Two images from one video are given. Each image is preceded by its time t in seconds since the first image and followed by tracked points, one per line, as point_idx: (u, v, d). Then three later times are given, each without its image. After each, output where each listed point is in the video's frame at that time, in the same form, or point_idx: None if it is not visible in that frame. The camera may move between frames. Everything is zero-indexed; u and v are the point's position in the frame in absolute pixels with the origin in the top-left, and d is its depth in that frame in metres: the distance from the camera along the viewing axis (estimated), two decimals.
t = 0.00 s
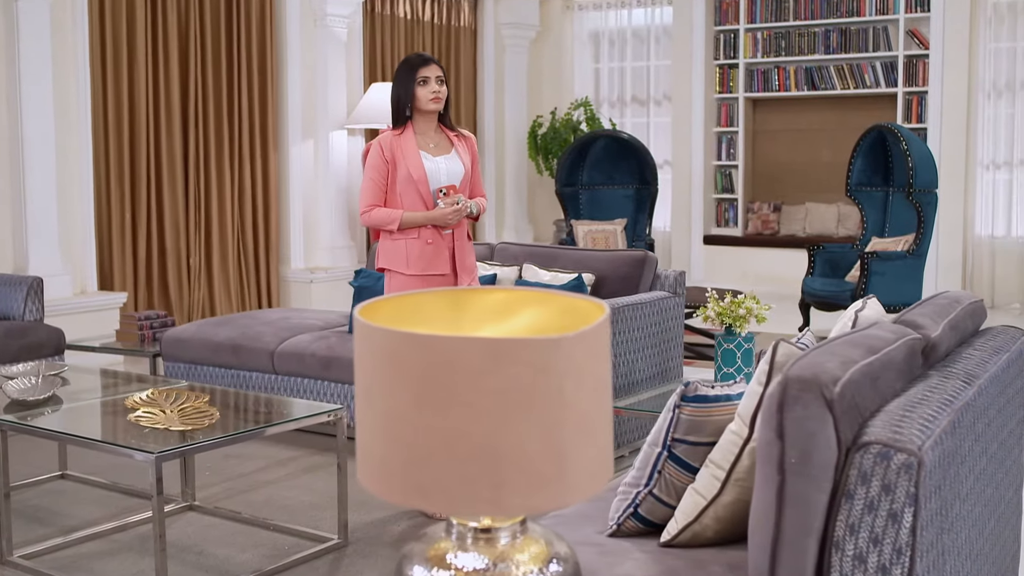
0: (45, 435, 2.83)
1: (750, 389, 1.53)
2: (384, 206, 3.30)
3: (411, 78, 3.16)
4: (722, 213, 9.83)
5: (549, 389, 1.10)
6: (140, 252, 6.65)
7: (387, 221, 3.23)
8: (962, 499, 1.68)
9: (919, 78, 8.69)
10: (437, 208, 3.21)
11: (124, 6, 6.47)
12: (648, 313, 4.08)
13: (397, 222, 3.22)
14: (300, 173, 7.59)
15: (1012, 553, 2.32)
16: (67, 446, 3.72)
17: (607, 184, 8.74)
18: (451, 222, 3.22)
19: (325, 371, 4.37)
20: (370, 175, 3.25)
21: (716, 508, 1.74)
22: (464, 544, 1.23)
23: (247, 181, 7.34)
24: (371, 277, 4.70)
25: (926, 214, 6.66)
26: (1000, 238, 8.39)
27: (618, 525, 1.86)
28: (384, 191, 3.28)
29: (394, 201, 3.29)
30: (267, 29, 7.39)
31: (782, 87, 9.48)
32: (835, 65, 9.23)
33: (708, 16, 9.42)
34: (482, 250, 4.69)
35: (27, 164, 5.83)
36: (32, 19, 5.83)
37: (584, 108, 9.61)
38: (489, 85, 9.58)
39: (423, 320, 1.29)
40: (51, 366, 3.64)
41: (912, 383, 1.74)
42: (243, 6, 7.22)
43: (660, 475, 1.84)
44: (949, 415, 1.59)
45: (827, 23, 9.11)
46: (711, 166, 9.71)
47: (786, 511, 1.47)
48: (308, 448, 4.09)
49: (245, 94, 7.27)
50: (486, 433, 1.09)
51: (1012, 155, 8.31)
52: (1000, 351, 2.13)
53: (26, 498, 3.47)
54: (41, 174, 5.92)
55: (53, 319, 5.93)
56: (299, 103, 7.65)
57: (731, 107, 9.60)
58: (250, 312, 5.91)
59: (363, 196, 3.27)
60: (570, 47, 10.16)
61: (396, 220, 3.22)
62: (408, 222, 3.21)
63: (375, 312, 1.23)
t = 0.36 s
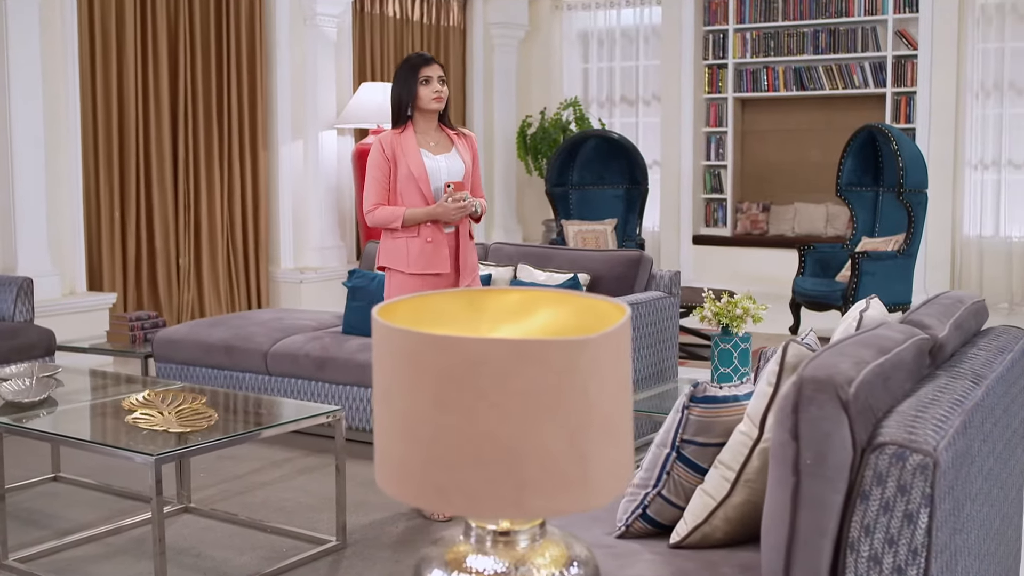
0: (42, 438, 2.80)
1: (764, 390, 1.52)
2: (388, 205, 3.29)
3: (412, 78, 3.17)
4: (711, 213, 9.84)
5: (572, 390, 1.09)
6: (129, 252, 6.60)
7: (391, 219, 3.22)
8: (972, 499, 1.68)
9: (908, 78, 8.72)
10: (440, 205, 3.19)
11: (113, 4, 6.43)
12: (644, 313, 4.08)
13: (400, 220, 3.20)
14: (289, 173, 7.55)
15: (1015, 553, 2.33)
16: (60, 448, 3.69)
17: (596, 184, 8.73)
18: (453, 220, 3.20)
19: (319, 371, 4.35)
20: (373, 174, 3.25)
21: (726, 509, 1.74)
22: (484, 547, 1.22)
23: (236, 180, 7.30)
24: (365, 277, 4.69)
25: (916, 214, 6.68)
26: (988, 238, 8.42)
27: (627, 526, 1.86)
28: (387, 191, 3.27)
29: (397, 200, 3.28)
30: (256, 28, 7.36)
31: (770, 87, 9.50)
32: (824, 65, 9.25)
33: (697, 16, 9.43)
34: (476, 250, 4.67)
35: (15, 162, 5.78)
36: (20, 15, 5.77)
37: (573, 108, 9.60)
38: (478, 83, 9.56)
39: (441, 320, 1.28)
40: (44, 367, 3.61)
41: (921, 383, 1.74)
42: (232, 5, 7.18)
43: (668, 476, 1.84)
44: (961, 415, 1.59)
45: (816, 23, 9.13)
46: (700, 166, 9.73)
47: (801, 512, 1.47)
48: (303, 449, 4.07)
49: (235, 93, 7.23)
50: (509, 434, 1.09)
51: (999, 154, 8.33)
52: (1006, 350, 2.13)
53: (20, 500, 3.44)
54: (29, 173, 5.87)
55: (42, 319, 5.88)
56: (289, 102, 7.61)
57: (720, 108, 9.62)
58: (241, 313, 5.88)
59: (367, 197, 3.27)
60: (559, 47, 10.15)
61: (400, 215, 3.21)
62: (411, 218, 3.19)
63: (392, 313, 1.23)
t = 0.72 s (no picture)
0: (34, 441, 2.78)
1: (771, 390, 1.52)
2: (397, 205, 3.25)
3: (411, 75, 3.17)
4: (696, 213, 9.87)
5: (590, 391, 1.09)
6: (114, 252, 6.56)
7: (401, 230, 3.21)
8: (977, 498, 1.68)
9: (892, 79, 8.77)
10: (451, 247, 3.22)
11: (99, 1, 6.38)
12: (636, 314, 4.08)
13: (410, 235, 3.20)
14: (275, 172, 7.52)
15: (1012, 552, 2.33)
16: (48, 450, 3.66)
17: (583, 184, 8.72)
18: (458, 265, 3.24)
19: (309, 372, 4.33)
20: (381, 174, 3.22)
21: (731, 509, 1.74)
22: (497, 550, 1.21)
23: (221, 180, 7.26)
24: (355, 278, 4.67)
25: (902, 214, 6.71)
26: (971, 237, 8.47)
27: (630, 528, 1.86)
28: (395, 187, 3.23)
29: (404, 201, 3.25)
30: (242, 26, 7.32)
31: (755, 88, 9.53)
32: (809, 65, 9.28)
33: (683, 16, 9.45)
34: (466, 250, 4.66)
35: None
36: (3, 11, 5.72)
37: (558, 109, 9.59)
38: (463, 82, 9.55)
39: (453, 321, 1.27)
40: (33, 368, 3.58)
41: (925, 382, 1.75)
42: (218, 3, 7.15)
43: (672, 477, 1.84)
44: (967, 414, 1.59)
45: (801, 23, 9.17)
46: (685, 166, 9.75)
47: (811, 513, 1.46)
48: (292, 451, 4.05)
49: (221, 94, 7.19)
50: (527, 436, 1.08)
51: (983, 155, 8.38)
52: (1004, 349, 2.14)
53: (8, 503, 3.41)
54: (14, 172, 5.82)
55: (27, 320, 5.83)
56: (275, 101, 7.58)
57: (706, 108, 9.64)
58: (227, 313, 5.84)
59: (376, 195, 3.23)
60: (545, 47, 10.15)
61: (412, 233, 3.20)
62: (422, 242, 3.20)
63: (403, 315, 1.22)
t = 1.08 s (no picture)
0: (27, 443, 2.75)
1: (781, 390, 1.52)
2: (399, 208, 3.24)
3: (416, 72, 3.19)
4: (683, 213, 9.89)
5: (610, 393, 1.08)
6: (100, 253, 6.51)
7: (402, 237, 3.20)
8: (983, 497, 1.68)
9: (878, 79, 8.81)
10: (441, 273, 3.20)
11: None
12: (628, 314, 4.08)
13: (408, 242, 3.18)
14: (262, 172, 7.49)
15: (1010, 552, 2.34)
16: (38, 452, 3.62)
17: (570, 184, 8.70)
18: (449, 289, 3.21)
19: (301, 373, 4.31)
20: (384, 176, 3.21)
21: (736, 510, 1.73)
22: (511, 553, 1.21)
23: (208, 179, 7.22)
24: (345, 279, 4.65)
25: (889, 214, 6.74)
26: (956, 237, 8.51)
27: (634, 529, 1.86)
28: (397, 190, 3.22)
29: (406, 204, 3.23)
30: (228, 26, 7.29)
31: (741, 88, 9.56)
32: (795, 66, 9.31)
33: (668, 16, 9.47)
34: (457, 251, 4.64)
35: None
36: None
37: (544, 109, 9.59)
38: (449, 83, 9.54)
39: (466, 320, 1.26)
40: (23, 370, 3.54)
41: (930, 382, 1.75)
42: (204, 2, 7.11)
43: (676, 478, 1.84)
44: (973, 414, 1.59)
45: (786, 24, 9.20)
46: (671, 166, 9.77)
47: (821, 513, 1.47)
48: (283, 452, 4.03)
49: (206, 93, 7.15)
50: (548, 438, 1.07)
51: (968, 155, 8.41)
52: (1003, 348, 2.15)
53: None
54: None
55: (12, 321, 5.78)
56: (261, 101, 7.55)
57: (692, 108, 9.67)
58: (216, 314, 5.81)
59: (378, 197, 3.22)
60: (531, 47, 10.15)
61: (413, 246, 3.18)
62: (420, 257, 3.18)
63: (418, 315, 1.21)
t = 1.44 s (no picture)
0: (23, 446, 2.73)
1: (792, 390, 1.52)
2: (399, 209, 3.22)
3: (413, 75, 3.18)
4: (670, 213, 9.91)
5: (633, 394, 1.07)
6: (87, 253, 6.46)
7: (400, 238, 3.18)
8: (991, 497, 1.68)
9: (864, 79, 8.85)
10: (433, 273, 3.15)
11: None
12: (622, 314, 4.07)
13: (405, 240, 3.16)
14: (249, 172, 7.45)
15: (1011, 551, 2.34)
16: (29, 455, 3.59)
17: (558, 184, 8.69)
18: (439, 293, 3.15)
19: (293, 374, 4.29)
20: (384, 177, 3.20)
21: (745, 510, 1.73)
22: (529, 555, 1.20)
23: (196, 179, 7.17)
24: (338, 279, 4.63)
25: (878, 213, 6.76)
26: (943, 237, 8.55)
27: (642, 530, 1.86)
28: (397, 191, 3.21)
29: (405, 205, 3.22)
30: (216, 25, 7.25)
31: (728, 88, 9.57)
32: (782, 66, 9.33)
33: (656, 16, 9.48)
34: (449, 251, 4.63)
35: None
36: None
37: (532, 109, 9.58)
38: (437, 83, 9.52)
39: (482, 322, 1.26)
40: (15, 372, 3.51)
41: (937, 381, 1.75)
42: None
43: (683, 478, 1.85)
44: (983, 413, 1.59)
45: (773, 24, 9.22)
46: (658, 166, 9.79)
47: (834, 513, 1.46)
48: (277, 454, 4.01)
49: (194, 91, 7.11)
50: (571, 440, 1.06)
51: (954, 155, 8.46)
52: (1005, 347, 2.15)
53: None
54: None
55: None
56: (249, 101, 7.51)
57: (679, 108, 9.68)
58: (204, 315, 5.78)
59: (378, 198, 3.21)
60: (518, 47, 10.15)
61: (410, 245, 3.16)
62: (415, 256, 3.16)
63: (435, 316, 1.20)
